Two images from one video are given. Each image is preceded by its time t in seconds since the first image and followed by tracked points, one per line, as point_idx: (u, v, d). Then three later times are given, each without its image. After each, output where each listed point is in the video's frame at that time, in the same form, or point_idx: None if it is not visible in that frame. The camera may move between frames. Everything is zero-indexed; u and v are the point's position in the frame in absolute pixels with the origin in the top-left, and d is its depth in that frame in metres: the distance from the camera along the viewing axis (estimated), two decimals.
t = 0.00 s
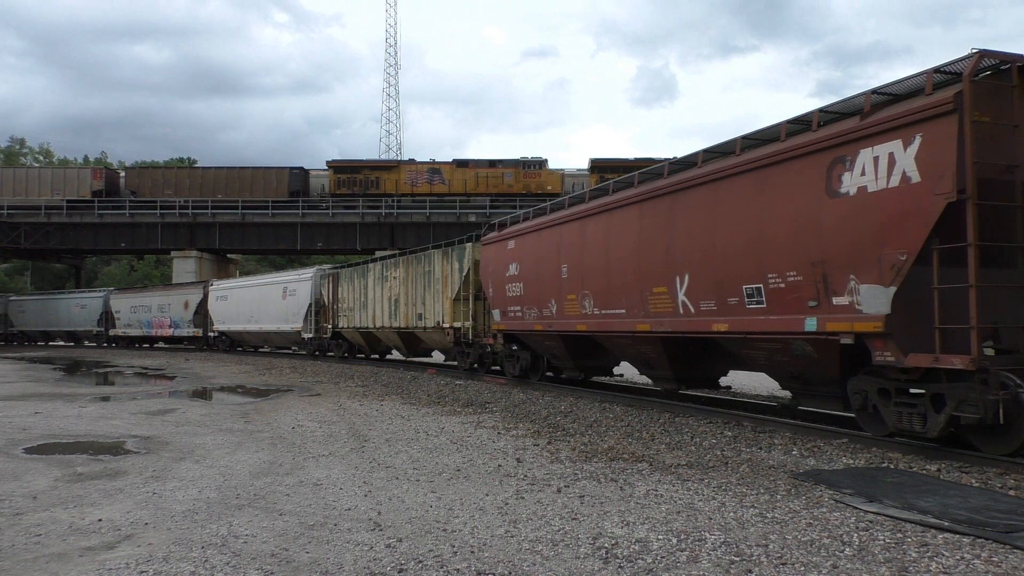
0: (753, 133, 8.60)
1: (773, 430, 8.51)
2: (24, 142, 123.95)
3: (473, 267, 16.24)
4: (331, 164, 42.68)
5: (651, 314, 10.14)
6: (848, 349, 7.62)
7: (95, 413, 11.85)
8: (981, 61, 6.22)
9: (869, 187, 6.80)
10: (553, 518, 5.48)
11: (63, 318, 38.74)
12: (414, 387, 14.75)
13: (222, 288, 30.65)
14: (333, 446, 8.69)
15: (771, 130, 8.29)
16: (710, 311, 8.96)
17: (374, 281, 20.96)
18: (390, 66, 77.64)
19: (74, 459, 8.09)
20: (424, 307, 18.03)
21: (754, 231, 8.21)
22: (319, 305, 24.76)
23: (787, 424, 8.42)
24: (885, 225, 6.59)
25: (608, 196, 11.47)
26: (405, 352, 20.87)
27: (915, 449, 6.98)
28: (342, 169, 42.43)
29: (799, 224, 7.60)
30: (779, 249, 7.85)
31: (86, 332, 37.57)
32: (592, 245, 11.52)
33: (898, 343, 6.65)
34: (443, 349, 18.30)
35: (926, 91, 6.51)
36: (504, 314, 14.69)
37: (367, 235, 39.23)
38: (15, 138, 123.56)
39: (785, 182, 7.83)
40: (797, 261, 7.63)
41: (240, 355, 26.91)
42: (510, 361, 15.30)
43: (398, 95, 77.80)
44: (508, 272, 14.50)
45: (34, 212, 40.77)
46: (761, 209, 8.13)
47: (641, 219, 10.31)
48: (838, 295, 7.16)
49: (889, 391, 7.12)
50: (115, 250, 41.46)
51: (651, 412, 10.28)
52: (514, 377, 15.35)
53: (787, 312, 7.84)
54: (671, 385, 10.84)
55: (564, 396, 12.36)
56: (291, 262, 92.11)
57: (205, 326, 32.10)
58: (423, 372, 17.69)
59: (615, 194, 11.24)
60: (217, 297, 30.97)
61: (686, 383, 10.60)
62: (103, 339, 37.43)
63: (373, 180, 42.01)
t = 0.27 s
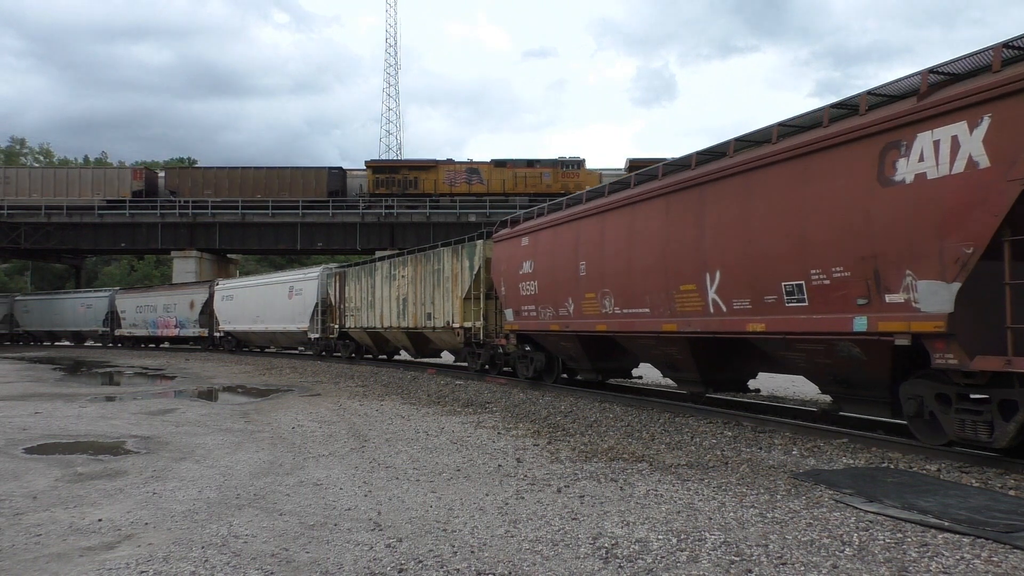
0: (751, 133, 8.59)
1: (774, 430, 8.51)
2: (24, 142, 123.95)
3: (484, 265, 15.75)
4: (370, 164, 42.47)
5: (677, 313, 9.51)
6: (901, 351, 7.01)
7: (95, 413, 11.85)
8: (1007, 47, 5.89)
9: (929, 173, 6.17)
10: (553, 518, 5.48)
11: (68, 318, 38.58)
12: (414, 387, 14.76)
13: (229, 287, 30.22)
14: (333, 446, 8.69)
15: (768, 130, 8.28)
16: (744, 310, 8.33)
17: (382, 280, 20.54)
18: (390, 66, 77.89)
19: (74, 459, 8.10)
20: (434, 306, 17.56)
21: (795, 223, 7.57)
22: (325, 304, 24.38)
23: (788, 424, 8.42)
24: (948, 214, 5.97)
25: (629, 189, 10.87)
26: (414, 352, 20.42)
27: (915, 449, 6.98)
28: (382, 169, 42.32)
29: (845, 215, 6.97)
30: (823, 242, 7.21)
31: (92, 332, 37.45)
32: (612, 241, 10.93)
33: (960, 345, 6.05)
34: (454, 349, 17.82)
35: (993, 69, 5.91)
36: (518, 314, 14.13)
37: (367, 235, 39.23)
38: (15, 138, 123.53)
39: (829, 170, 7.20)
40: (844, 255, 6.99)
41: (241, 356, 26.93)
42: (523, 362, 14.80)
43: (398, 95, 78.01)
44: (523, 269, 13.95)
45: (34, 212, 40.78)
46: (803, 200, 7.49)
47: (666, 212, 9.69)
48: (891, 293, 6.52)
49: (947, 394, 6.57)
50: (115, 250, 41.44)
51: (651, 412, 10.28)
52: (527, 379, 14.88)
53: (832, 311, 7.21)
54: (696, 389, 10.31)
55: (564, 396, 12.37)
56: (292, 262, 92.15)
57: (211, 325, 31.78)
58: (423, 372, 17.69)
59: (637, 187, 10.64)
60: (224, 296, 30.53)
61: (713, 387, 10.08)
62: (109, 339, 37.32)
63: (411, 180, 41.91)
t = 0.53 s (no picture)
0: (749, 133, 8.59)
1: (773, 430, 8.50)
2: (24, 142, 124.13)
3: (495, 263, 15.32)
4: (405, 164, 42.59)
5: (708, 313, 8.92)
6: (964, 352, 6.43)
7: (95, 413, 11.86)
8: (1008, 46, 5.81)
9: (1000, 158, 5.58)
10: (553, 518, 5.48)
11: (75, 317, 38.49)
12: (414, 387, 14.75)
13: (235, 286, 30.00)
14: (333, 446, 8.69)
15: (766, 131, 8.27)
16: (783, 309, 7.76)
17: (390, 279, 20.20)
18: (391, 66, 78.31)
19: (74, 459, 8.10)
20: (444, 305, 17.16)
21: (843, 215, 6.97)
22: (332, 304, 24.07)
23: (788, 424, 8.41)
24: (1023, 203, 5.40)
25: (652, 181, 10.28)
26: (423, 353, 20.05)
27: (915, 449, 6.98)
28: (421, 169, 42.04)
29: (899, 205, 6.39)
30: (875, 235, 6.62)
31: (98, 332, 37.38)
32: (634, 236, 10.34)
33: None
34: (464, 350, 17.40)
35: None
36: (531, 314, 13.58)
37: (367, 235, 39.23)
38: (15, 138, 123.69)
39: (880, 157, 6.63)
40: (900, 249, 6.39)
41: (241, 356, 26.94)
42: (537, 364, 14.29)
43: (398, 95, 78.48)
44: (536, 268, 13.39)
45: (34, 212, 40.79)
46: (851, 190, 6.90)
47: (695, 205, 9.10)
48: (956, 290, 5.94)
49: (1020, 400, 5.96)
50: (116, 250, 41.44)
51: (651, 412, 10.28)
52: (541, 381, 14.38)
53: (884, 310, 6.61)
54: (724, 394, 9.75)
55: (564, 396, 12.36)
56: (291, 262, 92.23)
57: (217, 326, 31.55)
58: (423, 372, 17.70)
59: (660, 179, 10.05)
60: (231, 297, 30.34)
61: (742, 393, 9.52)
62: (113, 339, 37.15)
63: (448, 180, 41.81)
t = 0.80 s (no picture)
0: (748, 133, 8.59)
1: (774, 430, 8.50)
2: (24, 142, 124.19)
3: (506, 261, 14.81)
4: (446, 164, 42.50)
5: (742, 313, 8.32)
6: None
7: (95, 413, 11.86)
8: (995, 51, 5.89)
9: None
10: (553, 518, 5.48)
11: (81, 317, 38.38)
12: (414, 387, 14.75)
13: (240, 286, 29.74)
14: (333, 446, 8.70)
15: (766, 131, 8.27)
16: (828, 308, 7.15)
17: (397, 278, 19.76)
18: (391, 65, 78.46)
19: (74, 459, 8.10)
20: (455, 305, 16.67)
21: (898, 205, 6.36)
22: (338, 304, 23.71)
23: (788, 424, 8.41)
24: None
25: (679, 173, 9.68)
26: (431, 354, 19.59)
27: (915, 449, 6.98)
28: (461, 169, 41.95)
29: (960, 194, 5.80)
30: (935, 227, 6.01)
31: (104, 332, 37.28)
32: (659, 230, 9.74)
33: None
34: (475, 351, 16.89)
35: None
36: (547, 314, 12.98)
37: (367, 236, 39.25)
38: (15, 138, 123.72)
39: (939, 141, 6.03)
40: (964, 242, 5.77)
41: (241, 356, 26.95)
42: (552, 367, 13.77)
43: (397, 95, 78.60)
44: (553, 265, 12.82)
45: (34, 212, 40.78)
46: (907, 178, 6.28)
47: (728, 197, 8.51)
48: None
49: None
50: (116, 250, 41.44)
51: (651, 412, 10.28)
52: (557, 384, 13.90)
53: (945, 309, 6.00)
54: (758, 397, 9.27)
55: (564, 396, 12.36)
56: (291, 262, 92.31)
57: (224, 325, 31.29)
58: (423, 372, 17.71)
59: (688, 171, 9.45)
60: (236, 297, 30.11)
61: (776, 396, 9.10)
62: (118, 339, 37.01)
63: (487, 180, 41.75)
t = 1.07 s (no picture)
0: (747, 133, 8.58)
1: (773, 430, 8.50)
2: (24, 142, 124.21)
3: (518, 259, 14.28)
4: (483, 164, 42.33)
5: (782, 312, 7.69)
6: None
7: (95, 413, 11.86)
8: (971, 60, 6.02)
9: None
10: (553, 518, 5.47)
11: (87, 317, 38.29)
12: (414, 387, 14.76)
13: (246, 286, 29.42)
14: (333, 446, 8.69)
15: (766, 130, 8.26)
16: (881, 306, 6.52)
17: (406, 277, 19.25)
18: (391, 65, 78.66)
19: (74, 459, 8.10)
20: (465, 305, 16.18)
21: (965, 193, 5.73)
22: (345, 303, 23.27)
23: (787, 424, 8.41)
24: None
25: (709, 164, 9.08)
26: (441, 354, 19.14)
27: (915, 449, 6.98)
28: (496, 169, 41.77)
29: None
30: (1008, 216, 5.39)
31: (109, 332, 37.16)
32: (687, 224, 9.14)
33: None
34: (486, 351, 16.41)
35: None
36: (564, 314, 12.41)
37: (367, 235, 39.23)
38: (15, 138, 123.77)
39: (1010, 121, 5.42)
40: None
41: (241, 356, 26.96)
42: (568, 370, 13.22)
43: (397, 95, 78.76)
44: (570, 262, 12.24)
45: (34, 212, 40.79)
46: (974, 162, 5.67)
47: (766, 188, 7.89)
48: None
49: None
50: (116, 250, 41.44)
51: (651, 412, 10.28)
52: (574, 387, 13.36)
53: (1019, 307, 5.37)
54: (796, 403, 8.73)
55: (564, 396, 12.36)
56: (291, 262, 92.39)
57: (229, 326, 31.06)
58: (423, 372, 17.72)
59: (719, 162, 8.86)
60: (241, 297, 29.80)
61: (815, 400, 8.58)
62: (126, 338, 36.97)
63: (524, 180, 41.65)
